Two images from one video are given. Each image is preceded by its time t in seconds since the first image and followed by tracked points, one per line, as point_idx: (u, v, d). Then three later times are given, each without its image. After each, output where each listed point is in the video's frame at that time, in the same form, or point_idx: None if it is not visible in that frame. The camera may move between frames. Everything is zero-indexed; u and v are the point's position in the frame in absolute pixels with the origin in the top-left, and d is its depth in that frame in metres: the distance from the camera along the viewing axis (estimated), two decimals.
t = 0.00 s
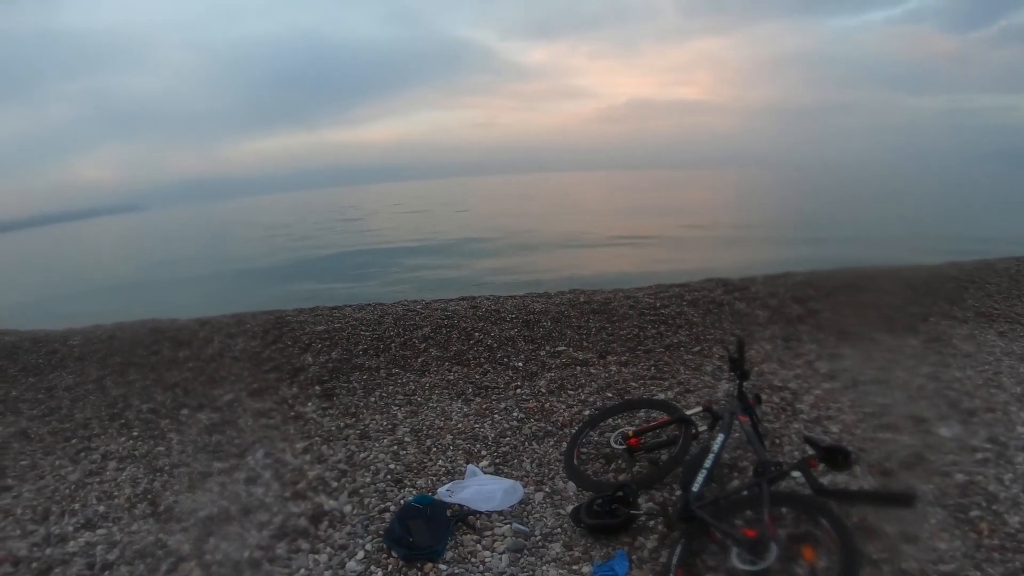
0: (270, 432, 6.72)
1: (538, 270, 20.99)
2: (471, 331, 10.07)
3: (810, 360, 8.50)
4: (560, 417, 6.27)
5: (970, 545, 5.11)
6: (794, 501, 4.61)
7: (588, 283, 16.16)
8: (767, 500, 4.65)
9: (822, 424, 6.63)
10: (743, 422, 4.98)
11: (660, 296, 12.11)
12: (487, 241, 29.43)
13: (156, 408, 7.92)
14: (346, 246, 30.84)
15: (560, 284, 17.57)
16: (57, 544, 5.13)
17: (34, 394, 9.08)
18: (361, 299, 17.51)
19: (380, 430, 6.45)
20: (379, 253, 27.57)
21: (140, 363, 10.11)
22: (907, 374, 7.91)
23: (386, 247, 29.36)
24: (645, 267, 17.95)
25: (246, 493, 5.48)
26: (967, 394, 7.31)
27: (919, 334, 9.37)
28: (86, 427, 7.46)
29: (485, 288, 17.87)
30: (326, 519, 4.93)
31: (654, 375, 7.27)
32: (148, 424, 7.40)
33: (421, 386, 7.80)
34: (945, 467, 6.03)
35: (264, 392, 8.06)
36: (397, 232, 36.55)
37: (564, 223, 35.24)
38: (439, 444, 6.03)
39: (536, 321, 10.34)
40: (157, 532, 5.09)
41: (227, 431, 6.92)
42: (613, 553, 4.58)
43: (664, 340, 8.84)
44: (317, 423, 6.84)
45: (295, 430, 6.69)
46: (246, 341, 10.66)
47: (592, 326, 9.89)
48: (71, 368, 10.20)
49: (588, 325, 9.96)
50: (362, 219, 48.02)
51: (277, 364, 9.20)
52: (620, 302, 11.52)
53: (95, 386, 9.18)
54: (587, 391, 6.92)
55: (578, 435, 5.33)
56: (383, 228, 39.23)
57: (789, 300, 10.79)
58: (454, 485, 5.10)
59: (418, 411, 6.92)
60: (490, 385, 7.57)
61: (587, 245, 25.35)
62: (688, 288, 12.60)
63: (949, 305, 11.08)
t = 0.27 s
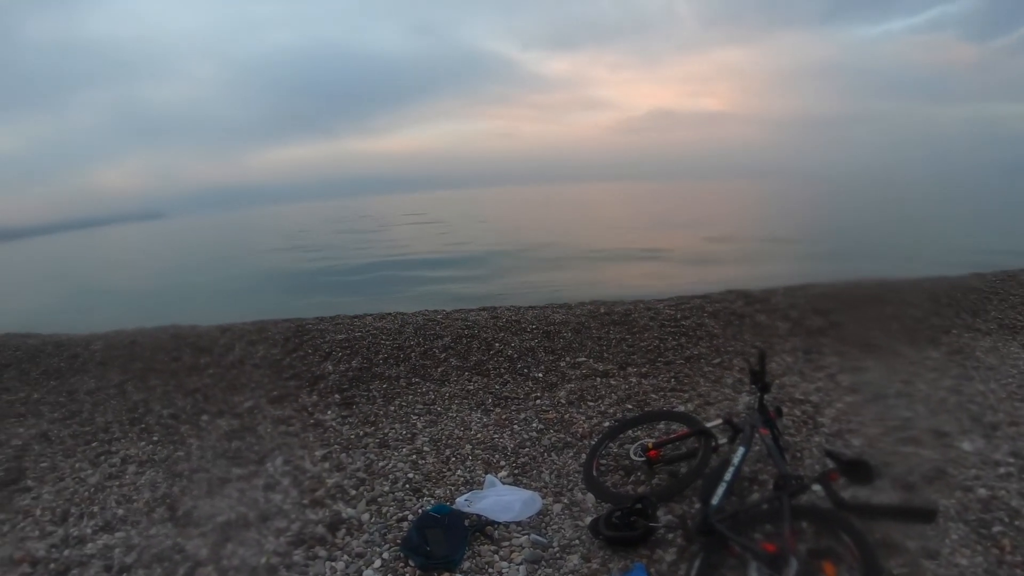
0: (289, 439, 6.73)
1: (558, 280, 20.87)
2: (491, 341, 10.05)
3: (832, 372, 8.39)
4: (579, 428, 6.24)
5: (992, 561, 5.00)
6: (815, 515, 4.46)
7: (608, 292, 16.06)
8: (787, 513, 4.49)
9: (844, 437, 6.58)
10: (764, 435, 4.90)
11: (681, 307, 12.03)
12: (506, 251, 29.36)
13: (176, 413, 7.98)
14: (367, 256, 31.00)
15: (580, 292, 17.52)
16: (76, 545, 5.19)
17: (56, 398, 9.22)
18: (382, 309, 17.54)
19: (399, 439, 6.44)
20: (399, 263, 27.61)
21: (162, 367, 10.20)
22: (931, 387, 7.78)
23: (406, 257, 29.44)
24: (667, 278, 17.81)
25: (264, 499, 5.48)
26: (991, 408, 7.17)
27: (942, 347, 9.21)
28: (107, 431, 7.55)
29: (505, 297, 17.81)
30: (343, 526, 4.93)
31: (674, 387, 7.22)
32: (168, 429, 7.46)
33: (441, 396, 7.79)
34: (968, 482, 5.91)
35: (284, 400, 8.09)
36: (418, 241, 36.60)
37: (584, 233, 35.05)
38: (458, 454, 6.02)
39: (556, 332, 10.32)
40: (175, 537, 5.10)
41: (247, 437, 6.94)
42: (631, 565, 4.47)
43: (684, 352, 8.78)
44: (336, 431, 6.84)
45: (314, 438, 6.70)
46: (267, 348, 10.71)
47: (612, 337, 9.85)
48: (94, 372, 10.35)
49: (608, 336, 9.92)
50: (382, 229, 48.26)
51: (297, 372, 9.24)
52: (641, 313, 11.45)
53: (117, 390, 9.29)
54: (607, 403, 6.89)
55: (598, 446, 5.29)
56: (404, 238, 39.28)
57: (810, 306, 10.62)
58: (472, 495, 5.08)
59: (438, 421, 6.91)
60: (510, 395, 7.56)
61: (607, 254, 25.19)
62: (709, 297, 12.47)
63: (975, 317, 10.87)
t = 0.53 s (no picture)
0: (301, 444, 6.73)
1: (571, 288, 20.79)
2: (505, 348, 10.03)
3: (847, 382, 8.31)
4: (592, 437, 6.22)
5: (1006, 573, 4.91)
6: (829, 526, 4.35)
7: (621, 301, 16.00)
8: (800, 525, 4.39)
9: (858, 448, 6.53)
10: (778, 445, 4.79)
11: (695, 315, 11.97)
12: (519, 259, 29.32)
13: (189, 416, 8.00)
14: (380, 263, 31.06)
15: (593, 301, 17.49)
16: (87, 546, 5.20)
17: (71, 399, 9.29)
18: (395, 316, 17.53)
19: (411, 446, 6.45)
20: (412, 270, 27.62)
21: (175, 369, 10.24)
22: (947, 399, 7.68)
23: (419, 264, 29.46)
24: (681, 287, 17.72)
25: (276, 503, 5.48)
26: (1007, 419, 7.07)
27: (958, 359, 9.10)
28: (120, 433, 7.60)
29: (518, 306, 17.76)
30: (354, 532, 4.92)
31: (687, 396, 7.18)
32: (181, 432, 7.48)
33: (454, 403, 7.79)
34: (983, 493, 5.82)
35: (297, 405, 8.11)
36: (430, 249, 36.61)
37: (597, 241, 34.93)
38: (470, 461, 6.01)
39: (569, 340, 10.30)
40: (186, 539, 5.11)
41: (259, 441, 6.94)
42: None
43: (697, 361, 8.74)
44: (348, 437, 6.85)
45: (326, 443, 6.71)
46: (280, 353, 10.73)
47: (625, 346, 9.82)
48: (108, 374, 10.42)
49: (622, 345, 9.89)
50: (394, 236, 48.39)
51: (311, 377, 9.26)
52: (654, 322, 11.40)
53: (130, 392, 9.35)
54: (620, 412, 6.86)
55: (611, 455, 5.27)
56: (417, 245, 39.30)
57: (825, 314, 10.52)
58: (484, 502, 5.07)
59: (450, 428, 6.90)
60: (523, 403, 7.54)
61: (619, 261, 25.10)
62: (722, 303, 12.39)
63: (992, 327, 10.73)
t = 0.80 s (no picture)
0: (314, 446, 6.74)
1: (584, 295, 20.77)
2: (519, 354, 10.01)
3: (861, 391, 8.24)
4: (605, 444, 6.20)
5: None
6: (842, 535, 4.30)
7: (635, 308, 15.95)
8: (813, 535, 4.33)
9: (872, 459, 6.49)
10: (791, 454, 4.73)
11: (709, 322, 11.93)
12: (532, 265, 29.29)
13: (202, 417, 8.02)
14: (392, 267, 31.11)
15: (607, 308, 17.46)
16: (98, 544, 5.23)
17: (85, 398, 9.36)
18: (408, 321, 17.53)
19: (424, 450, 6.44)
20: (425, 275, 27.63)
21: (189, 368, 10.28)
22: (962, 409, 7.60)
23: (432, 269, 29.50)
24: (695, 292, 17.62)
25: (288, 505, 5.49)
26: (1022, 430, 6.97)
27: (974, 369, 9.00)
28: (135, 433, 7.66)
29: (532, 313, 17.75)
30: (366, 535, 4.91)
31: (701, 405, 7.15)
32: (194, 433, 7.51)
33: (467, 408, 7.78)
34: (998, 504, 5.74)
35: (310, 408, 8.13)
36: (443, 253, 36.65)
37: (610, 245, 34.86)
38: (482, 466, 6.01)
39: (583, 346, 10.27)
40: (198, 539, 5.12)
41: (271, 443, 6.96)
42: None
43: (711, 369, 8.69)
44: (361, 440, 6.86)
45: (339, 446, 6.72)
46: (294, 356, 10.76)
47: (639, 353, 9.79)
48: (123, 373, 10.50)
49: (636, 352, 9.86)
50: (407, 241, 48.50)
51: (324, 380, 9.28)
52: (670, 333, 11.41)
53: (144, 391, 9.40)
54: (633, 419, 6.84)
55: (623, 462, 5.24)
56: (429, 249, 39.36)
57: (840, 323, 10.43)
58: (496, 507, 5.06)
59: (463, 433, 6.89)
60: (536, 409, 7.52)
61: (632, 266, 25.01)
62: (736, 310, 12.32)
63: (1008, 338, 10.61)
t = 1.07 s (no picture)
0: (330, 448, 6.76)
1: (600, 300, 20.70)
2: (537, 358, 10.00)
3: (881, 399, 8.15)
4: (621, 449, 6.19)
5: None
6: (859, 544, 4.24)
7: (652, 313, 15.89)
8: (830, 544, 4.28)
9: (891, 468, 6.44)
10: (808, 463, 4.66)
11: (728, 328, 11.85)
12: (548, 269, 29.22)
13: (220, 416, 8.06)
14: (408, 270, 31.17)
15: (624, 312, 17.42)
16: (115, 540, 5.27)
17: (105, 396, 9.46)
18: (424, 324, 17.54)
19: (440, 453, 6.44)
20: (441, 279, 27.66)
21: (207, 369, 10.35)
22: (983, 419, 7.50)
23: (447, 273, 29.53)
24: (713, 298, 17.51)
25: (303, 506, 5.50)
26: None
27: (995, 378, 8.88)
28: (153, 432, 7.72)
29: (548, 317, 17.73)
30: (381, 537, 4.92)
31: (718, 411, 7.11)
32: (212, 432, 7.55)
33: (484, 411, 7.77)
34: (1019, 515, 5.65)
35: (327, 409, 8.16)
36: (459, 257, 36.66)
37: (626, 249, 34.73)
38: (498, 470, 6.00)
39: (601, 351, 10.25)
40: (214, 538, 5.15)
41: (288, 443, 6.99)
42: None
43: (729, 375, 8.64)
44: (378, 442, 6.88)
45: (355, 448, 6.73)
46: (312, 357, 10.80)
47: (657, 359, 9.75)
48: (142, 372, 10.60)
49: (654, 357, 9.82)
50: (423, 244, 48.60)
51: (342, 382, 9.31)
52: (688, 337, 11.33)
53: (162, 390, 9.49)
54: (650, 425, 6.81)
55: (639, 468, 5.22)
56: (445, 253, 39.41)
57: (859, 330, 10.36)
58: (511, 511, 5.05)
59: (480, 436, 6.89)
60: (553, 413, 7.51)
61: (649, 270, 24.90)
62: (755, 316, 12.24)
63: None
